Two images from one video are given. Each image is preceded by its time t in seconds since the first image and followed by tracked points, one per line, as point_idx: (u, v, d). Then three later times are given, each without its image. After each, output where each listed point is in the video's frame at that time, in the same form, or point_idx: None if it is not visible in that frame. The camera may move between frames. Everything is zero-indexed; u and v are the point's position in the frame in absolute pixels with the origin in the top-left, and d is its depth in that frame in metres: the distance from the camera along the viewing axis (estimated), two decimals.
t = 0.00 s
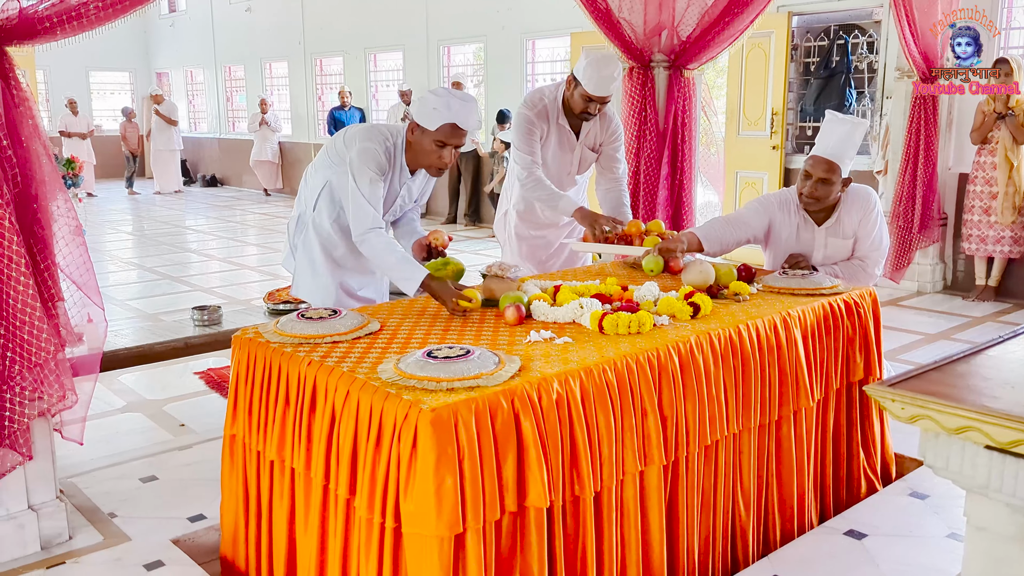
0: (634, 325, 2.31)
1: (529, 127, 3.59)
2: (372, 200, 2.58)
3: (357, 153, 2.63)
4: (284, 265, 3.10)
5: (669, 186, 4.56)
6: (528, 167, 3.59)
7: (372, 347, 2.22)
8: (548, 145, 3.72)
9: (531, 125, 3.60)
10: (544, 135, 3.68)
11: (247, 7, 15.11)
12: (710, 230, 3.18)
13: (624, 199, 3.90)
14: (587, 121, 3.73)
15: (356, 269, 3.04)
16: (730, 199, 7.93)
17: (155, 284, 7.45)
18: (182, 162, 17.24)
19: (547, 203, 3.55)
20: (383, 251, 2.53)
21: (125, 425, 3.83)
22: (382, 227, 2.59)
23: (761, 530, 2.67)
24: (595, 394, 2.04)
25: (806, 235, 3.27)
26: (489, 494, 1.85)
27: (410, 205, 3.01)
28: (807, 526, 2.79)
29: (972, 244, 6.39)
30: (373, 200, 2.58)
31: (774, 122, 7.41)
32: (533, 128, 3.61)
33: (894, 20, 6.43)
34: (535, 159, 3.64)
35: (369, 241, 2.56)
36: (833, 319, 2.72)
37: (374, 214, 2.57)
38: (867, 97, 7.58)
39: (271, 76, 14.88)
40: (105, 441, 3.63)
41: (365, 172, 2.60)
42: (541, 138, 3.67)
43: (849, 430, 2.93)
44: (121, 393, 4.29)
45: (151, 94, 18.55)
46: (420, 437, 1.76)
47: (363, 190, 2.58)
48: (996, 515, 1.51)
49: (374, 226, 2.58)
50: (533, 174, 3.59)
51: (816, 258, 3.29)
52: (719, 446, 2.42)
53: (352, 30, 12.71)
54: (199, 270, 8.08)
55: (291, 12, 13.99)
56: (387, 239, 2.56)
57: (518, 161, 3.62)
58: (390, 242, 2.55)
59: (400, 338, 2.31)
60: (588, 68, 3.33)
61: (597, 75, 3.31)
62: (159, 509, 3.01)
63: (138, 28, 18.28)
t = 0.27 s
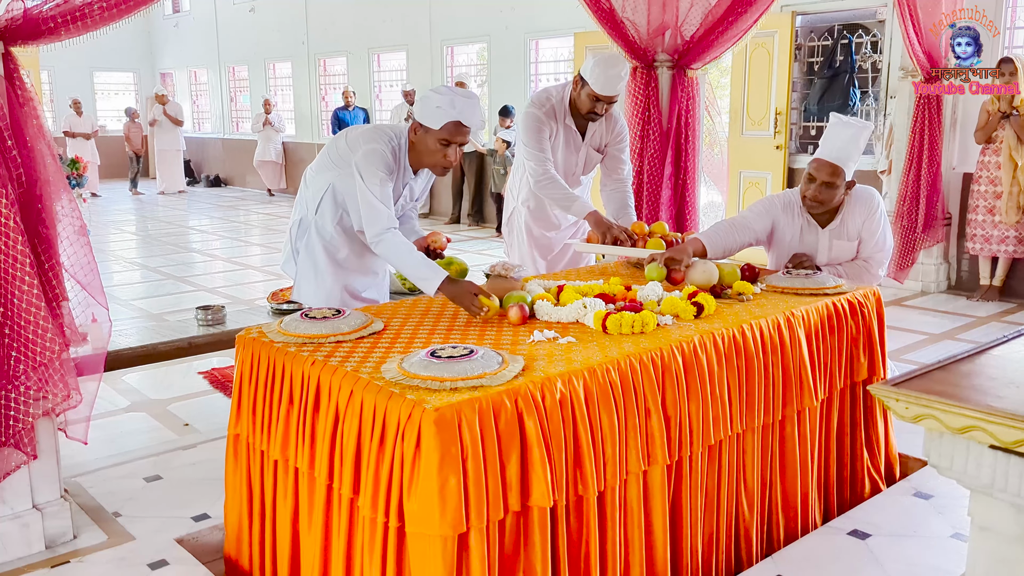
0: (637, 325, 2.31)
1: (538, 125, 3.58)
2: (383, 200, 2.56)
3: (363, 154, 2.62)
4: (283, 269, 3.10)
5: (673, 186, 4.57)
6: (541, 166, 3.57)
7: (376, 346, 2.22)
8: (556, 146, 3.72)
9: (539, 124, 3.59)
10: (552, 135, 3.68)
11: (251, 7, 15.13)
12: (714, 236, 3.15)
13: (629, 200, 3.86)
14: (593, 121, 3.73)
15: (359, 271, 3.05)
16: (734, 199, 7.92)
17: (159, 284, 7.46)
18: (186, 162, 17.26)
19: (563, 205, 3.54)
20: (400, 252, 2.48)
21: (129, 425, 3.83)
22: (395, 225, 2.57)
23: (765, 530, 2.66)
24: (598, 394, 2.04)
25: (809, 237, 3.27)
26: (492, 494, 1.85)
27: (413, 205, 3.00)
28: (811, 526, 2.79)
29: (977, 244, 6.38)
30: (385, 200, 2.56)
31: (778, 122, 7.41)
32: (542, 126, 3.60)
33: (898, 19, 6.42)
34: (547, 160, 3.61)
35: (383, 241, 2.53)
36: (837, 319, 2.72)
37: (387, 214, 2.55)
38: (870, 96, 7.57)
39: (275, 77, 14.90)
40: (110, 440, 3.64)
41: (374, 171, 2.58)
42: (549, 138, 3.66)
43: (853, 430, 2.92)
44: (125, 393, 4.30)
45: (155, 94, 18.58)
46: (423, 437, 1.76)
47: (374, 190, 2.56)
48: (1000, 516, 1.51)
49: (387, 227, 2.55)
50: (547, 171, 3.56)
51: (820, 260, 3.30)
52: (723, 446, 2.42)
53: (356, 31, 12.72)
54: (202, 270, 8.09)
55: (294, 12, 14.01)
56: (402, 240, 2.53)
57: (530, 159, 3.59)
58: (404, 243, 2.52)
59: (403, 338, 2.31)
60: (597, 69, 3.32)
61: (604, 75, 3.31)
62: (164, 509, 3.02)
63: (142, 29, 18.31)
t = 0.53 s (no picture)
0: (640, 325, 2.31)
1: (541, 125, 3.58)
2: (390, 200, 2.56)
3: (368, 154, 2.62)
4: (283, 270, 3.09)
5: (675, 185, 4.57)
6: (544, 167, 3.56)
7: (378, 346, 2.22)
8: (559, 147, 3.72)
9: (543, 124, 3.58)
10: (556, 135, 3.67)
11: (254, 7, 15.14)
12: (717, 237, 3.12)
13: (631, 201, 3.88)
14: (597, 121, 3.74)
15: (360, 271, 3.05)
16: (737, 199, 7.91)
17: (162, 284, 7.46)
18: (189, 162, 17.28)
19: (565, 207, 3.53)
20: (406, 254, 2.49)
21: (132, 424, 3.84)
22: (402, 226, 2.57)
23: (768, 530, 2.66)
24: (601, 394, 2.04)
25: (812, 238, 3.26)
26: (494, 493, 1.85)
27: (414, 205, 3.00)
28: (813, 526, 2.78)
29: (980, 244, 6.37)
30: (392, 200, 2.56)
31: (781, 122, 7.40)
32: (547, 126, 3.59)
33: (901, 19, 6.42)
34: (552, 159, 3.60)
35: (388, 244, 2.53)
36: (839, 319, 2.72)
37: (393, 215, 2.55)
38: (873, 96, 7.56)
39: (277, 77, 14.91)
40: (113, 440, 3.65)
41: (379, 172, 2.58)
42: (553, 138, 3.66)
43: (856, 430, 2.92)
44: (128, 393, 4.30)
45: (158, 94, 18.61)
46: (426, 436, 1.76)
47: (380, 190, 2.56)
48: (1003, 516, 1.51)
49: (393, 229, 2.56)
50: (550, 173, 3.56)
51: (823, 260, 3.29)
52: (725, 446, 2.41)
53: (358, 31, 12.72)
54: (205, 270, 8.09)
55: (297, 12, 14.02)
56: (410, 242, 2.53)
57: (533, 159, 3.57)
58: (410, 245, 2.52)
59: (406, 338, 2.31)
60: (600, 68, 3.32)
61: (608, 74, 3.30)
62: (166, 508, 3.02)
63: (145, 29, 18.33)
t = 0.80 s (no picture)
0: (642, 325, 2.31)
1: (542, 125, 3.57)
2: (389, 199, 2.56)
3: (369, 153, 2.62)
4: (284, 270, 3.09)
5: (677, 185, 4.57)
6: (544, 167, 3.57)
7: (380, 346, 2.22)
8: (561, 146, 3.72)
9: (545, 124, 3.58)
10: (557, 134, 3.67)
11: (256, 7, 15.15)
12: (719, 236, 3.10)
13: (632, 200, 3.89)
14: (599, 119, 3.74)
15: (360, 271, 3.05)
16: (739, 199, 7.90)
17: (164, 283, 7.47)
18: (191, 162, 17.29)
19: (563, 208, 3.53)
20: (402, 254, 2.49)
21: (134, 424, 3.84)
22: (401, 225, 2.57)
23: (769, 529, 2.66)
24: (603, 393, 2.04)
25: (814, 238, 3.25)
26: (496, 493, 1.85)
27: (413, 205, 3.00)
28: (815, 526, 2.78)
29: (982, 244, 6.37)
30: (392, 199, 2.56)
31: (783, 122, 7.40)
32: (547, 126, 3.59)
33: (902, 19, 6.42)
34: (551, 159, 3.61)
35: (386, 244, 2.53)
36: (842, 319, 2.71)
37: (393, 215, 2.56)
38: (875, 96, 7.56)
39: (279, 77, 14.92)
40: (115, 440, 3.65)
41: (379, 172, 2.58)
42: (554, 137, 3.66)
43: (858, 430, 2.92)
44: (130, 392, 4.31)
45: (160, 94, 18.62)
46: (427, 436, 1.76)
47: (380, 190, 2.56)
48: (1006, 516, 1.50)
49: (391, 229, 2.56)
50: (549, 174, 3.56)
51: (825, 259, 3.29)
52: (727, 446, 2.41)
53: (360, 31, 12.72)
54: (207, 270, 8.10)
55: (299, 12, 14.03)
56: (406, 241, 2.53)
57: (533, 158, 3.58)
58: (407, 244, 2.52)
59: (407, 337, 2.31)
60: (601, 66, 3.32)
61: (609, 71, 3.30)
62: (168, 508, 3.02)
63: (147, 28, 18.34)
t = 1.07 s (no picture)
0: (642, 325, 2.31)
1: (541, 125, 3.57)
2: (386, 198, 2.57)
3: (367, 152, 2.62)
4: (284, 270, 3.09)
5: (677, 185, 4.57)
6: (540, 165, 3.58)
7: (380, 346, 2.22)
8: (560, 145, 3.72)
9: (544, 124, 3.58)
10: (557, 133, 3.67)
11: (256, 7, 15.15)
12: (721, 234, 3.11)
13: (632, 199, 3.89)
14: (598, 118, 3.73)
15: (359, 271, 3.05)
16: (740, 199, 7.89)
17: (164, 283, 7.47)
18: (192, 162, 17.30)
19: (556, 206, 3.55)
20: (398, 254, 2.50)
21: (134, 424, 3.85)
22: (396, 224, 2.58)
23: (769, 529, 2.66)
24: (603, 393, 2.04)
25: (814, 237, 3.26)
26: (496, 493, 1.85)
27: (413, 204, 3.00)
28: (816, 526, 2.78)
29: (983, 243, 6.36)
30: (389, 198, 2.57)
31: (784, 122, 7.39)
32: (547, 126, 3.59)
33: (903, 18, 6.41)
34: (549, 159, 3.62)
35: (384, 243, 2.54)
36: (842, 318, 2.71)
37: (390, 213, 2.56)
38: (876, 96, 7.55)
39: (280, 77, 14.92)
40: (115, 440, 3.65)
41: (377, 170, 2.58)
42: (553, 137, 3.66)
43: (858, 430, 2.92)
44: (131, 392, 4.31)
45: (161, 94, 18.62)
46: (428, 436, 1.76)
47: (377, 188, 2.56)
48: (1006, 516, 1.50)
49: (388, 228, 2.57)
50: (545, 174, 3.57)
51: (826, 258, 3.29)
52: (727, 446, 2.41)
53: (361, 31, 12.73)
54: (208, 270, 8.10)
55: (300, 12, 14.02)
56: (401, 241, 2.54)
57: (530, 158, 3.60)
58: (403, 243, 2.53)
59: (407, 337, 2.31)
60: (600, 63, 3.32)
61: (608, 68, 3.30)
62: (169, 508, 3.03)
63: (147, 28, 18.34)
